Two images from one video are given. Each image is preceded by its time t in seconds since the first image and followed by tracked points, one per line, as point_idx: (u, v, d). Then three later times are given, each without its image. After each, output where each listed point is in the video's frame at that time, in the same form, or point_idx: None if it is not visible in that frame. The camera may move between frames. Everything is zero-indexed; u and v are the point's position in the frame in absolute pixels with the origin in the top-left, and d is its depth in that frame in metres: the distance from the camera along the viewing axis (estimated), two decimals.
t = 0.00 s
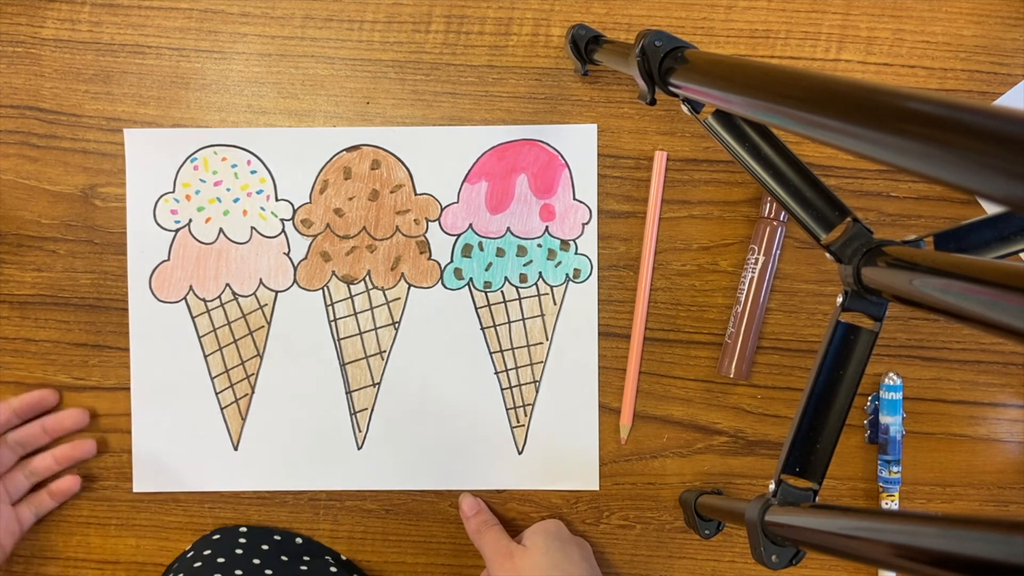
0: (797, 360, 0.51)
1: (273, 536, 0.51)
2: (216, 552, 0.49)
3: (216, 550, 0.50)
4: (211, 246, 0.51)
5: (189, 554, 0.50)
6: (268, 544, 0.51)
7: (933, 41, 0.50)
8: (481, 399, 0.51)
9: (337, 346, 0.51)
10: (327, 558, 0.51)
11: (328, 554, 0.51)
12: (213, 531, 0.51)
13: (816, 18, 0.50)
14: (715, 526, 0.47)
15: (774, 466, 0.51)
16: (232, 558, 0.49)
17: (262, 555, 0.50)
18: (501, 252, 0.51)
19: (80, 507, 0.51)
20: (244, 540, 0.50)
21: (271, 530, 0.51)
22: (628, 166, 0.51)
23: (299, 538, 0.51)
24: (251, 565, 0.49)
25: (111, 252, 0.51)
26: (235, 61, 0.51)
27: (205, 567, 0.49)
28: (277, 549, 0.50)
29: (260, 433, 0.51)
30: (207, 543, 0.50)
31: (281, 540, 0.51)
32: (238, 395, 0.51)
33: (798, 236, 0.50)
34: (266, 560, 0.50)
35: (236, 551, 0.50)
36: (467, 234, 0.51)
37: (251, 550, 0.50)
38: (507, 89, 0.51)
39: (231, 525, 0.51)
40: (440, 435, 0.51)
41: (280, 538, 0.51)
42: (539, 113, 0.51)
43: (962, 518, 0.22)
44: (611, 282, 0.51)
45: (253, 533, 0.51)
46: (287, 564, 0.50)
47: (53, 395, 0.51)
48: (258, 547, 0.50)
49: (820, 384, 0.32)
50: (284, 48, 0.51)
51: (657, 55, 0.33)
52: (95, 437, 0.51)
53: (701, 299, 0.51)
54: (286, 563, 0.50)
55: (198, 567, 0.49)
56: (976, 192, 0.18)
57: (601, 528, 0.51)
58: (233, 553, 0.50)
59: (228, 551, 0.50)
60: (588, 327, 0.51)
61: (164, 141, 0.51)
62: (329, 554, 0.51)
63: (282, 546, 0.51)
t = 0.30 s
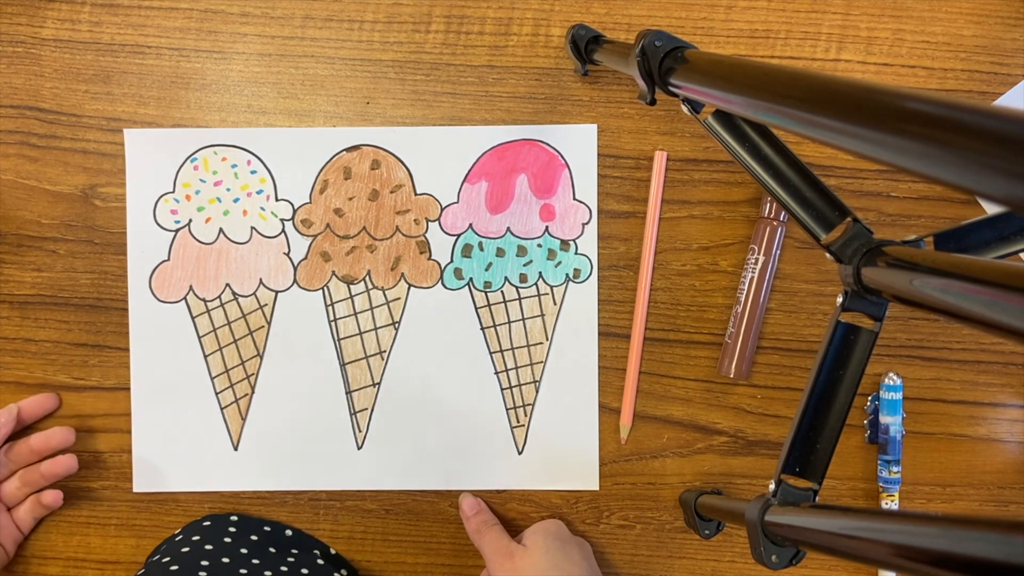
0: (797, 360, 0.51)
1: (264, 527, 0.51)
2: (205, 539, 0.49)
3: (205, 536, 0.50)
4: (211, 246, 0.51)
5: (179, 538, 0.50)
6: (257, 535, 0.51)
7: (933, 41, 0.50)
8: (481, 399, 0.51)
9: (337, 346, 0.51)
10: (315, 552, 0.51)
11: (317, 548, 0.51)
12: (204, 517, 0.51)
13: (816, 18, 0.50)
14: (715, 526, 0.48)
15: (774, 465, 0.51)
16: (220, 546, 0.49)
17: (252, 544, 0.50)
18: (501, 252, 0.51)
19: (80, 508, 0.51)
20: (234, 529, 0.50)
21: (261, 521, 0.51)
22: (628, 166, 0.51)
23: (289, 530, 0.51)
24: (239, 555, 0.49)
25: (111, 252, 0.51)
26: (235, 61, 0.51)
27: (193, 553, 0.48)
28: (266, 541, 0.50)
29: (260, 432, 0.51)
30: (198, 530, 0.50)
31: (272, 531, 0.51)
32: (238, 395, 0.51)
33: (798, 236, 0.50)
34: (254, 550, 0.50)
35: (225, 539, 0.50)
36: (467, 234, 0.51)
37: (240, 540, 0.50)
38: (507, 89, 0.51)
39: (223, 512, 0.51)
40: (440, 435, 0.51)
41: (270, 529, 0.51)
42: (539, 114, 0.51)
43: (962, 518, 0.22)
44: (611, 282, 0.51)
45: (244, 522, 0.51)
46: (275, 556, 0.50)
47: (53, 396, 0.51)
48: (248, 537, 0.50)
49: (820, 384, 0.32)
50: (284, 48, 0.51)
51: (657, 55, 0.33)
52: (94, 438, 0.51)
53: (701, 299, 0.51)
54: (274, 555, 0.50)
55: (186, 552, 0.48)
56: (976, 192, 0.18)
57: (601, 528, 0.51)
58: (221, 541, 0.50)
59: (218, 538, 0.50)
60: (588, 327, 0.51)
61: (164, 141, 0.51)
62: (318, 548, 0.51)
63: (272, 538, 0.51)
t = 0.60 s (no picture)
0: (797, 360, 0.51)
1: (257, 532, 0.51)
2: (198, 544, 0.49)
3: (197, 542, 0.49)
4: (211, 246, 0.51)
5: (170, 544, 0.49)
6: (250, 540, 0.50)
7: (933, 41, 0.50)
8: (481, 399, 0.51)
9: (337, 346, 0.51)
10: (309, 555, 0.51)
11: (312, 550, 0.51)
12: (196, 523, 0.51)
13: (816, 18, 0.50)
14: (715, 526, 0.48)
15: (774, 465, 0.51)
16: (212, 552, 0.49)
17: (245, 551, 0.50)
18: (501, 252, 0.51)
19: (80, 508, 0.51)
20: (228, 534, 0.50)
21: (255, 526, 0.51)
22: (628, 166, 0.51)
23: (284, 534, 0.51)
24: (231, 562, 0.49)
25: (111, 252, 0.51)
26: (235, 61, 0.51)
27: (185, 559, 0.48)
28: (259, 546, 0.50)
29: (260, 433, 0.51)
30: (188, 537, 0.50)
31: (265, 535, 0.51)
32: (238, 395, 0.51)
33: (798, 236, 0.50)
34: (246, 556, 0.49)
35: (217, 544, 0.49)
36: (467, 234, 0.51)
37: (232, 545, 0.50)
38: (507, 89, 0.51)
39: (216, 518, 0.51)
40: (441, 434, 0.51)
41: (264, 533, 0.51)
42: (539, 114, 0.51)
43: (962, 518, 0.22)
44: (611, 282, 0.51)
45: (238, 527, 0.51)
46: (267, 562, 0.50)
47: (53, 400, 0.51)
48: (240, 543, 0.50)
49: (820, 384, 0.32)
50: (284, 48, 0.51)
51: (657, 55, 0.33)
52: (94, 438, 0.51)
53: (701, 299, 0.51)
54: (266, 560, 0.50)
55: (178, 558, 0.48)
56: (977, 192, 0.18)
57: (601, 528, 0.51)
58: (213, 547, 0.49)
59: (209, 544, 0.49)
60: (588, 327, 0.51)
61: (165, 141, 0.51)
62: (313, 550, 0.51)
63: (265, 543, 0.50)
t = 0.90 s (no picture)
0: (797, 360, 0.51)
1: (256, 532, 0.51)
2: (197, 544, 0.49)
3: (195, 542, 0.49)
4: (211, 246, 0.51)
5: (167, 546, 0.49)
6: (250, 540, 0.50)
7: (933, 42, 0.50)
8: (481, 399, 0.51)
9: (337, 346, 0.51)
10: (309, 555, 0.51)
11: (311, 550, 0.51)
12: (195, 524, 0.51)
13: (816, 18, 0.50)
14: (715, 526, 0.48)
15: (774, 465, 0.51)
16: (210, 552, 0.49)
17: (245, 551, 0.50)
18: (501, 252, 0.51)
19: (80, 508, 0.51)
20: (226, 535, 0.50)
21: (253, 526, 0.51)
22: (628, 166, 0.51)
23: (282, 535, 0.51)
24: (229, 561, 0.49)
25: (111, 251, 0.51)
26: (235, 61, 0.51)
27: (183, 559, 0.48)
28: (257, 546, 0.50)
29: (260, 433, 0.51)
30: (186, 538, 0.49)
31: (264, 536, 0.51)
32: (238, 395, 0.51)
33: (798, 236, 0.50)
34: (245, 556, 0.49)
35: (215, 545, 0.49)
36: (467, 234, 0.51)
37: (230, 545, 0.50)
38: (507, 89, 0.51)
39: (214, 519, 0.51)
40: (441, 434, 0.51)
41: (263, 534, 0.51)
42: (539, 114, 0.51)
43: (963, 518, 0.22)
44: (611, 282, 0.51)
45: (236, 527, 0.51)
46: (266, 562, 0.50)
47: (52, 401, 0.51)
48: (239, 543, 0.50)
49: (820, 384, 0.32)
50: (284, 48, 0.51)
51: (657, 55, 0.33)
52: (94, 438, 0.51)
53: (701, 299, 0.51)
54: (265, 560, 0.50)
55: (176, 558, 0.48)
56: (977, 192, 0.18)
57: (601, 528, 0.51)
58: (212, 547, 0.49)
59: (208, 544, 0.49)
60: (588, 327, 0.51)
61: (165, 141, 0.51)
62: (312, 550, 0.51)
63: (264, 543, 0.50)
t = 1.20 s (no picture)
0: (797, 360, 0.51)
1: (256, 533, 0.51)
2: (197, 545, 0.49)
3: (195, 543, 0.49)
4: (211, 246, 0.51)
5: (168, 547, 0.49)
6: (249, 541, 0.50)
7: (933, 41, 0.50)
8: (481, 399, 0.51)
9: (337, 346, 0.51)
10: (309, 555, 0.51)
11: (311, 551, 0.51)
12: (195, 525, 0.51)
13: (816, 18, 0.50)
14: (715, 526, 0.48)
15: (774, 465, 0.51)
16: (210, 553, 0.49)
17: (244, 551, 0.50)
18: (501, 251, 0.51)
19: (80, 508, 0.51)
20: (227, 535, 0.50)
21: (253, 527, 0.51)
22: (628, 166, 0.51)
23: (282, 535, 0.51)
24: (229, 562, 0.49)
25: (111, 252, 0.51)
26: (235, 61, 0.51)
27: (184, 560, 0.48)
28: (257, 547, 0.50)
29: (260, 432, 0.51)
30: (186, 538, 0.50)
31: (264, 536, 0.51)
32: (238, 395, 0.51)
33: (798, 236, 0.50)
34: (245, 556, 0.49)
35: (215, 545, 0.49)
36: (467, 234, 0.51)
37: (230, 546, 0.49)
38: (507, 89, 0.51)
39: (213, 519, 0.51)
40: (442, 434, 0.51)
41: (263, 534, 0.51)
42: (539, 113, 0.51)
43: (962, 518, 0.22)
44: (611, 283, 0.51)
45: (236, 528, 0.51)
46: (266, 562, 0.50)
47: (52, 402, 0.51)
48: (239, 543, 0.50)
49: (820, 384, 0.32)
50: (284, 48, 0.51)
51: (657, 55, 0.33)
52: (94, 438, 0.51)
53: (701, 299, 0.51)
54: (265, 560, 0.50)
55: (176, 559, 0.48)
56: (977, 192, 0.18)
57: (601, 528, 0.51)
58: (212, 548, 0.49)
59: (208, 545, 0.49)
60: (588, 327, 0.51)
61: (165, 141, 0.51)
62: (312, 550, 0.51)
63: (264, 543, 0.50)
